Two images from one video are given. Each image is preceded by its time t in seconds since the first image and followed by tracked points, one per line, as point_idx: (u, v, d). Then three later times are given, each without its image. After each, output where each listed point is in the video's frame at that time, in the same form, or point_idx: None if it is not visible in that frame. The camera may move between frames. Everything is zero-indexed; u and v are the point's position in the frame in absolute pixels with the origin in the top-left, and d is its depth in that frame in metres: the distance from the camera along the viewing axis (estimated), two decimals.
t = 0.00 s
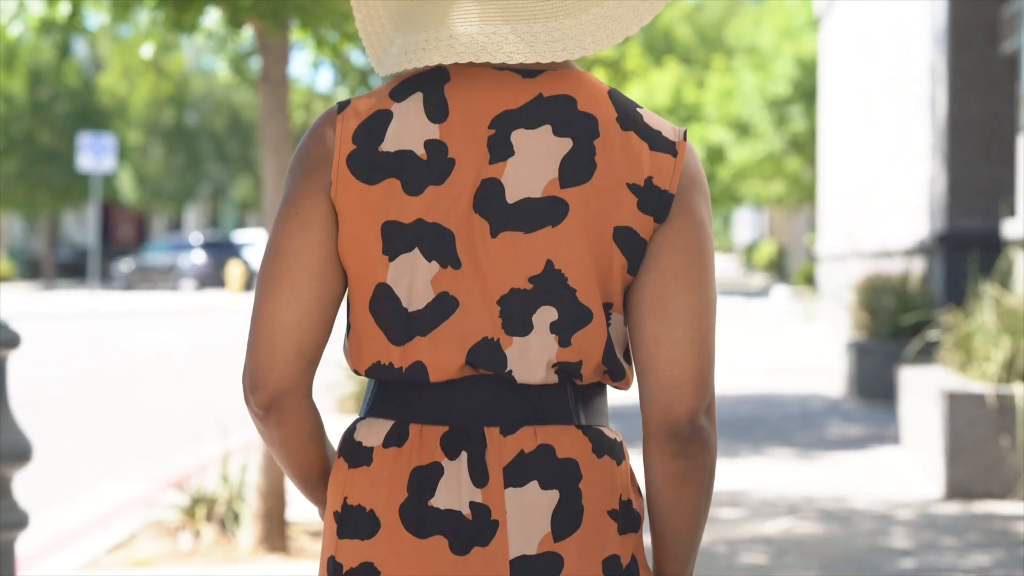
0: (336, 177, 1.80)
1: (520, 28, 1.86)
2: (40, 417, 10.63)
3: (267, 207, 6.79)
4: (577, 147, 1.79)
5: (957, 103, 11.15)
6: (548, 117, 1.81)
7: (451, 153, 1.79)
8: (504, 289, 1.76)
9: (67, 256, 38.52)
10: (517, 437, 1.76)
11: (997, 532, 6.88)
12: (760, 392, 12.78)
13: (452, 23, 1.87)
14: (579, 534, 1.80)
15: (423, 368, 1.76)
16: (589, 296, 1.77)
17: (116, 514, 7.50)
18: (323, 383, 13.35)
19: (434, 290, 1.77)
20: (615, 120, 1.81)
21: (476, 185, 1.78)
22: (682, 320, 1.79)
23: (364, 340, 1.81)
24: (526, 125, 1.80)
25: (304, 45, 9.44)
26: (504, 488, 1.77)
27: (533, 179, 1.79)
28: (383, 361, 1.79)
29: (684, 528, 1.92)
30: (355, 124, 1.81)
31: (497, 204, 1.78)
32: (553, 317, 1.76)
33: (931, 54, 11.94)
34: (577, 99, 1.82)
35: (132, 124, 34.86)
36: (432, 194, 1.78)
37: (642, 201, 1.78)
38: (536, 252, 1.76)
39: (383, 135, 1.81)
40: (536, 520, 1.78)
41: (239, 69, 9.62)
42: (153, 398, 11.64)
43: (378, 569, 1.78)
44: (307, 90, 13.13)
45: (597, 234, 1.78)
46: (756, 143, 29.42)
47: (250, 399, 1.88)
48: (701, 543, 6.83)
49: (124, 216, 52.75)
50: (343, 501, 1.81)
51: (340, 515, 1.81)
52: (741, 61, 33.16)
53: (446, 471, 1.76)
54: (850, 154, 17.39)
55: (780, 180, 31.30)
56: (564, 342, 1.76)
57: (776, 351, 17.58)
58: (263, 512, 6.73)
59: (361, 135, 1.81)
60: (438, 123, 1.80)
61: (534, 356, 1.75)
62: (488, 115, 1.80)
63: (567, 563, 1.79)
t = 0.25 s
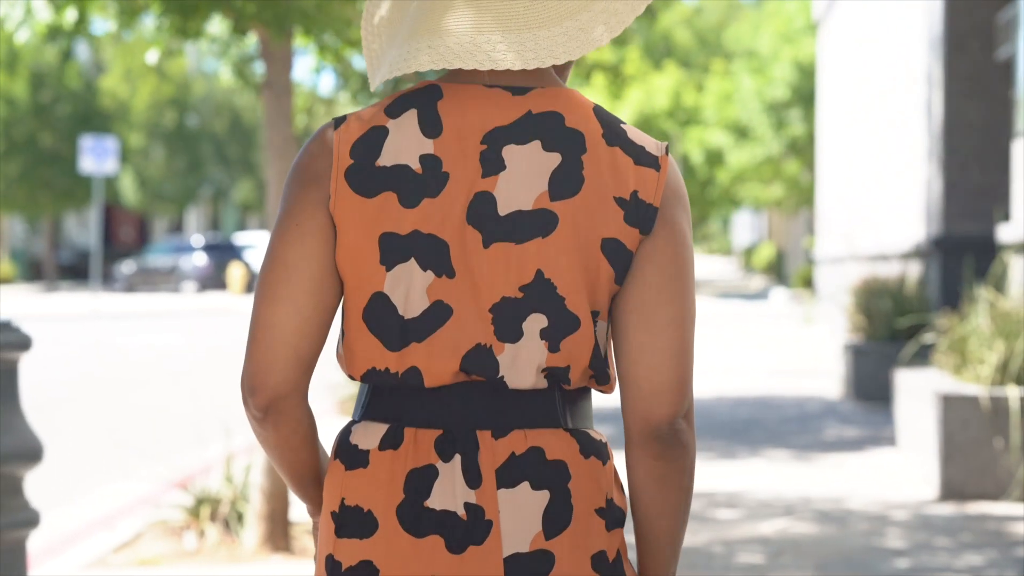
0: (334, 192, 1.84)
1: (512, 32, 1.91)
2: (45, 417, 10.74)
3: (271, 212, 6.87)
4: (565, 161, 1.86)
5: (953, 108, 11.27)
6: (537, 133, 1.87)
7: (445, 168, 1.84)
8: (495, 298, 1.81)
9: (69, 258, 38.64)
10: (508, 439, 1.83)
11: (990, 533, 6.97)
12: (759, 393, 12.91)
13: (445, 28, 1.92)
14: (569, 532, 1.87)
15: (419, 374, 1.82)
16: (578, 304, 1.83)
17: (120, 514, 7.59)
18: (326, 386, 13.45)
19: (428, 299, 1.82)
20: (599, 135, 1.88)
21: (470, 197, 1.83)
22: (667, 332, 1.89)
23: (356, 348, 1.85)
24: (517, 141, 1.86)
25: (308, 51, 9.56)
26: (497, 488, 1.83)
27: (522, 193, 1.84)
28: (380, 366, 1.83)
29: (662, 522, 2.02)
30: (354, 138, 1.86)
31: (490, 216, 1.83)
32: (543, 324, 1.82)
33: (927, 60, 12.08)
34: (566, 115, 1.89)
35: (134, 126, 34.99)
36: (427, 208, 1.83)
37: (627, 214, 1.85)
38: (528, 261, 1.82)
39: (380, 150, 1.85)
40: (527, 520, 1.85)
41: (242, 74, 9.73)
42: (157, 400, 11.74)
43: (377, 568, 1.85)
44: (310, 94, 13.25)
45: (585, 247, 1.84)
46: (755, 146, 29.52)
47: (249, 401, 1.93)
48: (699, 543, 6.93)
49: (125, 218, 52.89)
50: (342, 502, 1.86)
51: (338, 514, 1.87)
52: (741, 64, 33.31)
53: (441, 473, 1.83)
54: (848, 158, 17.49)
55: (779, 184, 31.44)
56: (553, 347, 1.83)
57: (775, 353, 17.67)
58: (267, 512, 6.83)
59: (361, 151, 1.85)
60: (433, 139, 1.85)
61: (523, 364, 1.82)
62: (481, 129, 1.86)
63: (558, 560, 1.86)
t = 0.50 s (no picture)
0: (344, 200, 1.91)
1: (506, 44, 1.98)
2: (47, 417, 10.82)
3: (273, 215, 6.94)
4: (562, 174, 1.94)
5: (948, 113, 11.37)
6: (538, 146, 1.95)
7: (449, 179, 1.92)
8: (497, 303, 1.89)
9: (69, 259, 38.72)
10: (506, 440, 1.91)
11: (983, 532, 7.06)
12: (755, 395, 13.00)
13: (443, 39, 2.00)
14: (564, 529, 1.93)
15: (422, 376, 1.89)
16: (574, 309, 1.91)
17: (122, 514, 7.68)
18: (326, 387, 13.52)
19: (432, 304, 1.90)
20: (596, 149, 1.96)
21: (473, 208, 1.91)
22: (661, 339, 1.96)
23: (362, 349, 1.92)
24: (517, 154, 1.94)
25: (309, 55, 9.66)
26: (495, 486, 1.90)
27: (523, 203, 1.92)
28: (384, 368, 1.91)
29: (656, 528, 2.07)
30: (362, 148, 1.93)
31: (492, 225, 1.91)
32: (541, 328, 1.90)
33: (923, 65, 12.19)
34: (563, 129, 1.97)
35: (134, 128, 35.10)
36: (432, 217, 1.91)
37: (623, 223, 1.93)
38: (528, 268, 1.90)
39: (387, 162, 1.93)
40: (524, 517, 1.92)
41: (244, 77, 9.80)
42: (158, 400, 11.82)
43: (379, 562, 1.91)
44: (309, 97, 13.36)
45: (582, 254, 1.92)
46: (753, 149, 29.60)
47: (262, 402, 1.99)
48: (695, 542, 7.02)
49: (124, 220, 52.96)
50: (346, 497, 1.92)
51: (341, 510, 1.93)
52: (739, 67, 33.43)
53: (441, 472, 1.90)
54: (845, 161, 17.58)
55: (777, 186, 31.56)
56: (550, 350, 1.91)
57: (772, 355, 17.76)
58: (269, 512, 6.92)
59: (368, 161, 1.92)
60: (437, 152, 1.93)
61: (522, 366, 1.90)
62: (483, 142, 1.94)
63: (552, 555, 1.93)
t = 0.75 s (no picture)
0: (355, 210, 1.95)
1: (504, 57, 2.02)
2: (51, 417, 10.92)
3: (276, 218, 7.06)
4: (564, 184, 1.97)
5: (943, 115, 11.48)
6: (541, 156, 1.98)
7: (457, 190, 1.96)
8: (501, 310, 1.93)
9: (69, 260, 38.84)
10: (508, 443, 1.94)
11: (974, 532, 7.15)
12: (751, 395, 13.13)
13: (444, 53, 2.05)
14: (563, 529, 1.98)
15: (429, 380, 1.93)
16: (576, 314, 1.95)
17: (124, 513, 7.76)
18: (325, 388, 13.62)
19: (440, 310, 1.94)
20: (596, 158, 1.99)
21: (479, 217, 1.95)
22: (664, 341, 2.01)
23: (374, 354, 1.96)
24: (521, 163, 1.97)
25: (310, 60, 9.76)
26: (497, 487, 1.94)
27: (526, 211, 1.95)
28: (393, 371, 1.95)
29: (654, 529, 2.10)
30: (372, 159, 1.97)
31: (498, 233, 1.94)
32: (545, 332, 1.94)
33: (918, 69, 12.31)
34: (565, 139, 2.00)
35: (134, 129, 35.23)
36: (439, 226, 1.94)
37: (623, 231, 1.97)
38: (531, 274, 1.94)
39: (394, 173, 1.96)
40: (524, 517, 1.96)
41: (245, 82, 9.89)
42: (161, 400, 11.92)
43: (385, 556, 1.96)
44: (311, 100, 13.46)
45: (584, 261, 1.95)
46: (750, 151, 29.70)
47: (280, 406, 2.02)
48: (690, 541, 7.11)
49: (124, 221, 53.15)
50: (352, 495, 1.97)
51: (348, 506, 1.97)
52: (737, 69, 33.57)
53: (446, 472, 1.94)
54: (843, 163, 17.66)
55: (775, 188, 31.71)
56: (554, 353, 1.94)
57: (769, 356, 17.87)
58: (269, 512, 7.01)
59: (378, 171, 1.96)
60: (444, 162, 1.96)
61: (526, 371, 1.93)
62: (489, 152, 1.97)
63: (551, 554, 1.97)
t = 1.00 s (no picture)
0: (363, 220, 2.01)
1: (503, 70, 2.09)
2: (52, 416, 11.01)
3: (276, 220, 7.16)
4: (565, 195, 2.03)
5: (937, 118, 11.58)
6: (543, 167, 2.05)
7: (461, 199, 2.02)
8: (505, 315, 1.98)
9: (68, 261, 38.94)
10: (510, 444, 2.00)
11: (965, 532, 7.25)
12: (747, 396, 13.23)
13: (446, 66, 2.12)
14: (562, 527, 2.03)
15: (436, 382, 1.99)
16: (577, 318, 2.00)
17: (126, 512, 7.84)
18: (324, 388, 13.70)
19: (446, 315, 1.99)
20: (595, 169, 2.05)
21: (483, 226, 2.01)
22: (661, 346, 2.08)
23: (382, 359, 2.02)
24: (524, 174, 2.04)
25: (309, 63, 9.85)
26: (499, 486, 2.00)
27: (529, 219, 2.01)
28: (400, 374, 2.01)
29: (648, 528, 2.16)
30: (379, 171, 2.03)
31: (501, 241, 2.00)
32: (547, 336, 1.99)
33: (913, 72, 12.41)
34: (565, 151, 2.06)
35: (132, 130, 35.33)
36: (445, 235, 2.00)
37: (622, 238, 2.02)
38: (534, 280, 1.99)
39: (402, 183, 2.02)
40: (523, 516, 2.01)
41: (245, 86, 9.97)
42: (162, 400, 12.01)
43: (390, 551, 2.01)
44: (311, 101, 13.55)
45: (584, 269, 2.01)
46: (747, 152, 29.80)
47: (295, 409, 2.09)
48: (685, 540, 7.20)
49: (123, 221, 53.26)
50: (358, 492, 2.02)
51: (355, 502, 2.03)
52: (734, 71, 33.67)
53: (450, 471, 1.99)
54: (839, 165, 17.74)
55: (771, 189, 31.82)
56: (555, 357, 2.00)
57: (765, 357, 17.98)
58: (269, 511, 7.10)
59: (385, 182, 2.02)
60: (448, 173, 2.03)
61: (528, 374, 1.99)
62: (492, 164, 2.04)
63: (550, 552, 2.02)
